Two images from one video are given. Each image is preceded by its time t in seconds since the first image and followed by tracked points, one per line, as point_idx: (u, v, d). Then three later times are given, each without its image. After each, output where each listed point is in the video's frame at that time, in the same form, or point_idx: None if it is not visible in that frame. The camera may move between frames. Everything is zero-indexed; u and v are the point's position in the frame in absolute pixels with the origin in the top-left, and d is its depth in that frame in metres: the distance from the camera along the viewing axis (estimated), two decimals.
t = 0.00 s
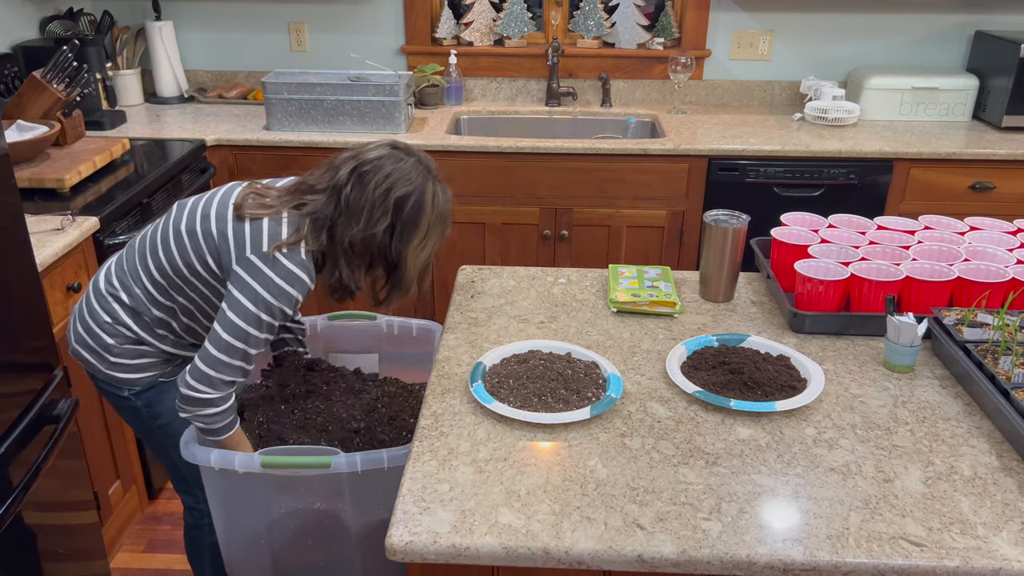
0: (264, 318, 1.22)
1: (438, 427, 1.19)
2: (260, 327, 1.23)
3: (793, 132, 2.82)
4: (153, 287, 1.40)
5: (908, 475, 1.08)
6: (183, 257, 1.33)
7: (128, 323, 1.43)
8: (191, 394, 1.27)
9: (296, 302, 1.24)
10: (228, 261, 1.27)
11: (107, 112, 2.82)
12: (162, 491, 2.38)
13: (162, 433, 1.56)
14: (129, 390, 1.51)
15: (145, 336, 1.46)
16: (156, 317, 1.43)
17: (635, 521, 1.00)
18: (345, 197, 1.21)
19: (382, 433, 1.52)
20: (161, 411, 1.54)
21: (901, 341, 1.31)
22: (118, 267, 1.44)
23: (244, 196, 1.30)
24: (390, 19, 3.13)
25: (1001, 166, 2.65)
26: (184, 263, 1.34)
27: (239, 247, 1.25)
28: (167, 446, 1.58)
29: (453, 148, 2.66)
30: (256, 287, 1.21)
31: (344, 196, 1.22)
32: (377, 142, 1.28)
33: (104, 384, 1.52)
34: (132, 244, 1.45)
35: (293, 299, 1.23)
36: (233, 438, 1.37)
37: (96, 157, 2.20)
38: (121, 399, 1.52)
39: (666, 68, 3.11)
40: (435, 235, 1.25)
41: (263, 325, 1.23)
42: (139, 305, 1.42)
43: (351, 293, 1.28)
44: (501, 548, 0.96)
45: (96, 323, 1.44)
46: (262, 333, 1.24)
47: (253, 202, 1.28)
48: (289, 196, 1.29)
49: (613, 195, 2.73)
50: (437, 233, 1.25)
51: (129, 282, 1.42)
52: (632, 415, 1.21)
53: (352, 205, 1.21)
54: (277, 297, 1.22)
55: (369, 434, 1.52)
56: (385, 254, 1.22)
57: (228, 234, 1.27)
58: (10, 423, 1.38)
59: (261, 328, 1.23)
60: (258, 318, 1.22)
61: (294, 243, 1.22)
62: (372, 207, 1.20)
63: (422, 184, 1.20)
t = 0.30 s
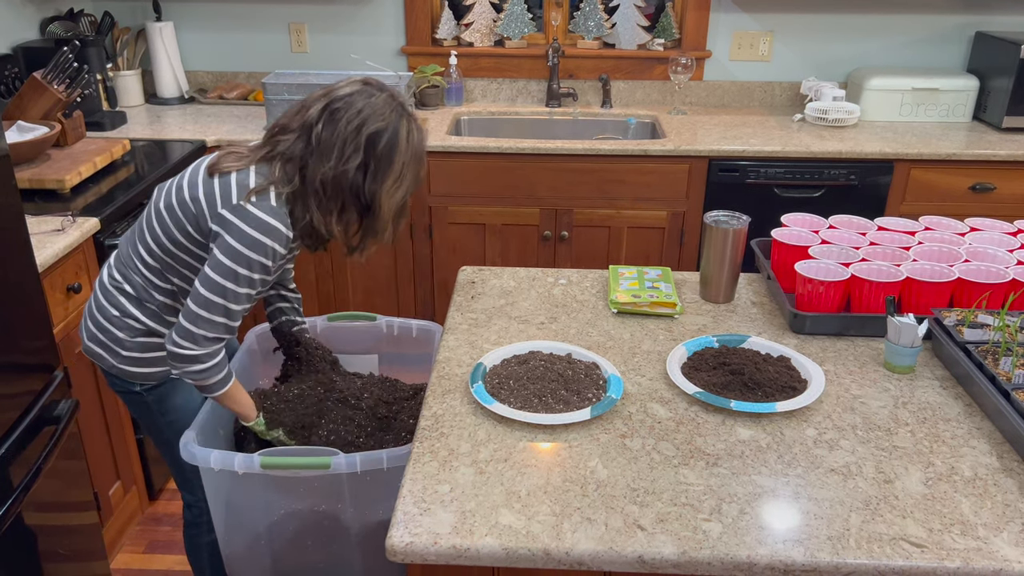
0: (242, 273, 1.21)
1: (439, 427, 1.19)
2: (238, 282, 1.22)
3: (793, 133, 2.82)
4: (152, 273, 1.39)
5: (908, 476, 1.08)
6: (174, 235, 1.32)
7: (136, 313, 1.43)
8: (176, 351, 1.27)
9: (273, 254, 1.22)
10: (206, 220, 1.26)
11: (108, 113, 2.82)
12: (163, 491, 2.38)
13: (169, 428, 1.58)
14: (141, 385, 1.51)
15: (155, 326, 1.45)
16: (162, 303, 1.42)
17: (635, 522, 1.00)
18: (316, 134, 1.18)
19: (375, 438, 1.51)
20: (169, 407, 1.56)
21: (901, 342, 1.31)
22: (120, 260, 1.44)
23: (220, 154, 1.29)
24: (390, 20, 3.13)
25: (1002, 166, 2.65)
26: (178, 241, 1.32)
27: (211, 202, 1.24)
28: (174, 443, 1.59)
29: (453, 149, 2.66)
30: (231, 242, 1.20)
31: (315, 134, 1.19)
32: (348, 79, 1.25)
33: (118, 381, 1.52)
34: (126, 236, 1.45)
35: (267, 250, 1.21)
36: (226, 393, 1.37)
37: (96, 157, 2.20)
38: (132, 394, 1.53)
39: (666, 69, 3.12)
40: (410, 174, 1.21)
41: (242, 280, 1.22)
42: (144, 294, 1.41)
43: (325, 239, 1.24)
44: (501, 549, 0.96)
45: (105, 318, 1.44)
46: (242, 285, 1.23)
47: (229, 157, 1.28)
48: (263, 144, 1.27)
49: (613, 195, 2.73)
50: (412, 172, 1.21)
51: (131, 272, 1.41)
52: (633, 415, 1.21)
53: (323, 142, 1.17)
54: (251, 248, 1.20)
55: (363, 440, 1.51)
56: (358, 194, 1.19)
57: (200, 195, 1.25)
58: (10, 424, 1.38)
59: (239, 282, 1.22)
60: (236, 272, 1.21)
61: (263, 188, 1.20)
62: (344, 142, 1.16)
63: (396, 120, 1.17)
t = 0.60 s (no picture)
0: (227, 242, 1.23)
1: (439, 429, 1.19)
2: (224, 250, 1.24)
3: (793, 135, 2.82)
4: (159, 267, 1.40)
5: (908, 478, 1.08)
6: (178, 223, 1.33)
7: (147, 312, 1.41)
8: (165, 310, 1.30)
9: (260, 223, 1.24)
10: (200, 198, 1.28)
11: (108, 115, 2.83)
12: (163, 493, 2.38)
13: (177, 428, 1.57)
14: (151, 385, 1.50)
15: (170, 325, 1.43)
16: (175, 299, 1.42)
17: (636, 524, 1.00)
18: (300, 103, 1.20)
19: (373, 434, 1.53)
20: (178, 407, 1.54)
21: (901, 343, 1.31)
22: (131, 259, 1.45)
23: (216, 138, 1.32)
24: (390, 22, 3.13)
25: (1001, 168, 2.65)
26: (183, 227, 1.33)
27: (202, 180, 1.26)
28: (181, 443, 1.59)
29: (452, 150, 2.67)
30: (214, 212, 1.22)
31: (299, 103, 1.20)
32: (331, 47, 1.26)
33: (131, 385, 1.51)
34: (135, 236, 1.47)
35: (253, 220, 1.23)
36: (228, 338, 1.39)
37: (96, 159, 2.20)
38: (143, 395, 1.52)
39: (666, 70, 3.12)
40: (394, 138, 1.23)
41: (228, 249, 1.24)
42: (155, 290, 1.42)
43: (311, 207, 1.27)
44: (502, 551, 0.96)
45: (116, 317, 1.44)
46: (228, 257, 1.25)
47: (221, 138, 1.31)
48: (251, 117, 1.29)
49: (613, 197, 2.73)
50: (396, 137, 1.24)
51: (141, 270, 1.42)
52: (633, 417, 1.22)
53: (306, 109, 1.19)
54: (233, 216, 1.21)
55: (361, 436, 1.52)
56: (342, 160, 1.22)
57: (193, 176, 1.28)
58: (10, 426, 1.38)
59: (227, 252, 1.24)
60: (221, 242, 1.23)
61: (249, 159, 1.23)
62: (326, 108, 1.18)
63: (378, 84, 1.19)
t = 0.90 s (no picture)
0: (267, 264, 1.18)
1: (437, 432, 1.19)
2: (265, 274, 1.18)
3: (793, 138, 2.82)
4: (164, 275, 1.38)
5: (906, 481, 1.08)
6: (187, 233, 1.30)
7: (147, 318, 1.42)
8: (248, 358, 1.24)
9: (292, 238, 1.19)
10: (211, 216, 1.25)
11: (107, 118, 2.83)
12: (162, 496, 2.38)
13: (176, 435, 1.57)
14: (149, 392, 1.50)
15: (168, 331, 1.44)
16: (174, 306, 1.41)
17: (634, 527, 1.00)
18: (316, 123, 1.15)
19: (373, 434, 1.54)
20: (178, 413, 1.55)
21: (899, 346, 1.31)
22: (132, 265, 1.44)
23: (227, 149, 1.28)
24: (390, 25, 3.14)
25: (1001, 171, 2.65)
26: (189, 239, 1.31)
27: (220, 198, 1.21)
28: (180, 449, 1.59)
29: (452, 153, 2.67)
30: (243, 234, 1.17)
31: (314, 123, 1.15)
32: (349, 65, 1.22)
33: (130, 390, 1.51)
34: (138, 240, 1.45)
35: (285, 237, 1.18)
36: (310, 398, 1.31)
37: (96, 162, 2.20)
38: (142, 402, 1.52)
39: (666, 73, 3.12)
40: (413, 156, 1.18)
41: (268, 270, 1.18)
42: (155, 296, 1.41)
43: (329, 227, 1.21)
44: (500, 554, 0.96)
45: (117, 323, 1.44)
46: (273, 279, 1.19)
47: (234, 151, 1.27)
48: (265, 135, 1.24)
49: (612, 200, 2.73)
50: (415, 156, 1.18)
51: (143, 277, 1.41)
52: (631, 420, 1.22)
53: (323, 130, 1.14)
54: (265, 237, 1.17)
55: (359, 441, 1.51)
56: (359, 180, 1.16)
57: (209, 193, 1.24)
58: (9, 429, 1.38)
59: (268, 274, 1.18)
60: (257, 263, 1.17)
61: (266, 177, 1.18)
62: (343, 128, 1.13)
63: (395, 104, 1.14)
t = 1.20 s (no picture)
0: (321, 320, 1.23)
1: (436, 435, 1.19)
2: (322, 328, 1.24)
3: (792, 141, 2.82)
4: (179, 297, 1.38)
5: (904, 485, 1.08)
6: (213, 266, 1.31)
7: (147, 332, 1.42)
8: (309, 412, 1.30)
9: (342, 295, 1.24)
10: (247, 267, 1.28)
11: (107, 121, 2.83)
12: (162, 499, 2.38)
13: (173, 442, 1.56)
14: (143, 401, 1.50)
15: (164, 346, 1.44)
16: (176, 325, 1.41)
17: (632, 530, 1.00)
18: (356, 193, 1.19)
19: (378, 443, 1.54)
20: (174, 420, 1.54)
21: (898, 349, 1.31)
22: (138, 277, 1.43)
23: (262, 197, 1.28)
24: (390, 28, 3.15)
25: (1000, 174, 2.66)
26: (213, 275, 1.32)
27: (266, 255, 1.24)
28: (178, 456, 1.58)
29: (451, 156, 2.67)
30: (297, 293, 1.22)
31: (356, 193, 1.19)
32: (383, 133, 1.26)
33: (120, 396, 1.51)
34: (150, 253, 1.45)
35: (338, 294, 1.23)
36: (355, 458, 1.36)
37: (96, 165, 2.20)
38: (135, 410, 1.51)
39: (665, 77, 3.12)
40: (450, 220, 1.21)
41: (324, 325, 1.24)
42: (161, 314, 1.41)
43: (374, 288, 1.25)
44: (498, 558, 0.96)
45: (115, 332, 1.44)
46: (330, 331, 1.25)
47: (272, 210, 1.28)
48: (302, 196, 1.27)
49: (611, 203, 2.73)
50: (452, 219, 1.22)
51: (150, 293, 1.41)
52: (630, 423, 1.22)
53: (364, 200, 1.18)
54: (321, 296, 1.22)
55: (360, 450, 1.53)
56: (401, 245, 1.19)
57: (253, 246, 1.26)
58: (10, 431, 1.39)
59: (322, 328, 1.24)
60: (313, 320, 1.23)
61: (317, 244, 1.21)
62: (384, 198, 1.17)
63: (431, 169, 1.18)
